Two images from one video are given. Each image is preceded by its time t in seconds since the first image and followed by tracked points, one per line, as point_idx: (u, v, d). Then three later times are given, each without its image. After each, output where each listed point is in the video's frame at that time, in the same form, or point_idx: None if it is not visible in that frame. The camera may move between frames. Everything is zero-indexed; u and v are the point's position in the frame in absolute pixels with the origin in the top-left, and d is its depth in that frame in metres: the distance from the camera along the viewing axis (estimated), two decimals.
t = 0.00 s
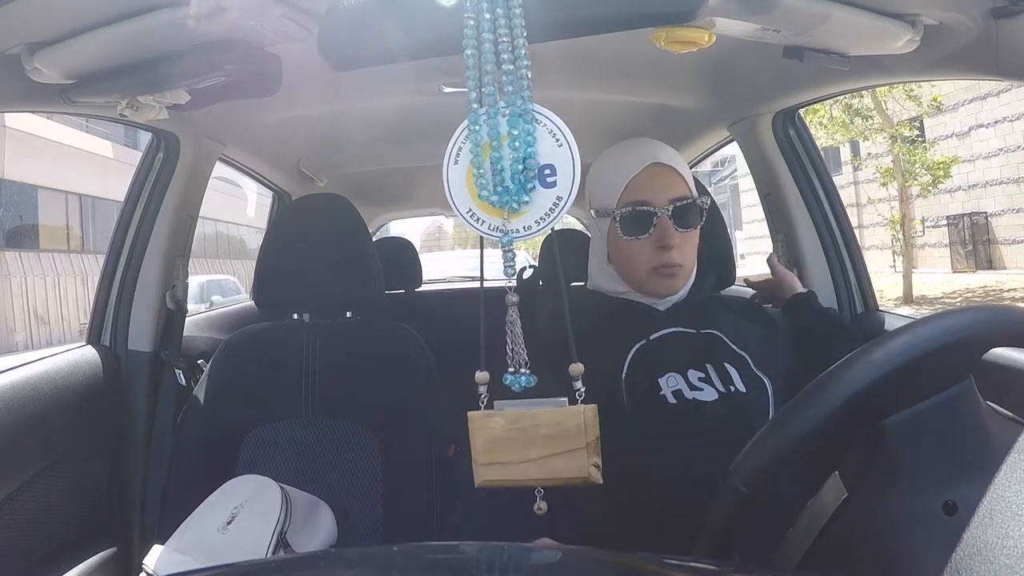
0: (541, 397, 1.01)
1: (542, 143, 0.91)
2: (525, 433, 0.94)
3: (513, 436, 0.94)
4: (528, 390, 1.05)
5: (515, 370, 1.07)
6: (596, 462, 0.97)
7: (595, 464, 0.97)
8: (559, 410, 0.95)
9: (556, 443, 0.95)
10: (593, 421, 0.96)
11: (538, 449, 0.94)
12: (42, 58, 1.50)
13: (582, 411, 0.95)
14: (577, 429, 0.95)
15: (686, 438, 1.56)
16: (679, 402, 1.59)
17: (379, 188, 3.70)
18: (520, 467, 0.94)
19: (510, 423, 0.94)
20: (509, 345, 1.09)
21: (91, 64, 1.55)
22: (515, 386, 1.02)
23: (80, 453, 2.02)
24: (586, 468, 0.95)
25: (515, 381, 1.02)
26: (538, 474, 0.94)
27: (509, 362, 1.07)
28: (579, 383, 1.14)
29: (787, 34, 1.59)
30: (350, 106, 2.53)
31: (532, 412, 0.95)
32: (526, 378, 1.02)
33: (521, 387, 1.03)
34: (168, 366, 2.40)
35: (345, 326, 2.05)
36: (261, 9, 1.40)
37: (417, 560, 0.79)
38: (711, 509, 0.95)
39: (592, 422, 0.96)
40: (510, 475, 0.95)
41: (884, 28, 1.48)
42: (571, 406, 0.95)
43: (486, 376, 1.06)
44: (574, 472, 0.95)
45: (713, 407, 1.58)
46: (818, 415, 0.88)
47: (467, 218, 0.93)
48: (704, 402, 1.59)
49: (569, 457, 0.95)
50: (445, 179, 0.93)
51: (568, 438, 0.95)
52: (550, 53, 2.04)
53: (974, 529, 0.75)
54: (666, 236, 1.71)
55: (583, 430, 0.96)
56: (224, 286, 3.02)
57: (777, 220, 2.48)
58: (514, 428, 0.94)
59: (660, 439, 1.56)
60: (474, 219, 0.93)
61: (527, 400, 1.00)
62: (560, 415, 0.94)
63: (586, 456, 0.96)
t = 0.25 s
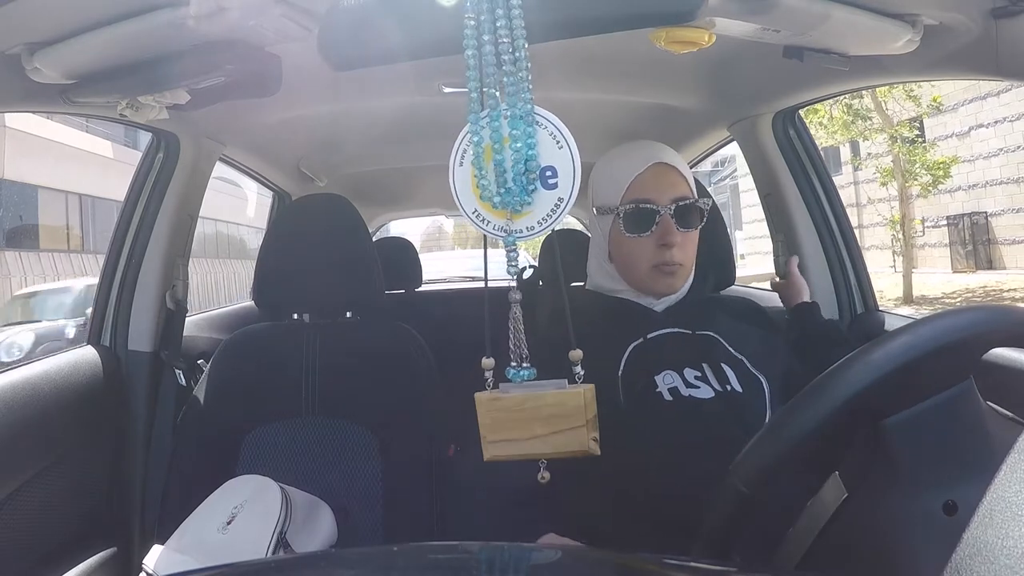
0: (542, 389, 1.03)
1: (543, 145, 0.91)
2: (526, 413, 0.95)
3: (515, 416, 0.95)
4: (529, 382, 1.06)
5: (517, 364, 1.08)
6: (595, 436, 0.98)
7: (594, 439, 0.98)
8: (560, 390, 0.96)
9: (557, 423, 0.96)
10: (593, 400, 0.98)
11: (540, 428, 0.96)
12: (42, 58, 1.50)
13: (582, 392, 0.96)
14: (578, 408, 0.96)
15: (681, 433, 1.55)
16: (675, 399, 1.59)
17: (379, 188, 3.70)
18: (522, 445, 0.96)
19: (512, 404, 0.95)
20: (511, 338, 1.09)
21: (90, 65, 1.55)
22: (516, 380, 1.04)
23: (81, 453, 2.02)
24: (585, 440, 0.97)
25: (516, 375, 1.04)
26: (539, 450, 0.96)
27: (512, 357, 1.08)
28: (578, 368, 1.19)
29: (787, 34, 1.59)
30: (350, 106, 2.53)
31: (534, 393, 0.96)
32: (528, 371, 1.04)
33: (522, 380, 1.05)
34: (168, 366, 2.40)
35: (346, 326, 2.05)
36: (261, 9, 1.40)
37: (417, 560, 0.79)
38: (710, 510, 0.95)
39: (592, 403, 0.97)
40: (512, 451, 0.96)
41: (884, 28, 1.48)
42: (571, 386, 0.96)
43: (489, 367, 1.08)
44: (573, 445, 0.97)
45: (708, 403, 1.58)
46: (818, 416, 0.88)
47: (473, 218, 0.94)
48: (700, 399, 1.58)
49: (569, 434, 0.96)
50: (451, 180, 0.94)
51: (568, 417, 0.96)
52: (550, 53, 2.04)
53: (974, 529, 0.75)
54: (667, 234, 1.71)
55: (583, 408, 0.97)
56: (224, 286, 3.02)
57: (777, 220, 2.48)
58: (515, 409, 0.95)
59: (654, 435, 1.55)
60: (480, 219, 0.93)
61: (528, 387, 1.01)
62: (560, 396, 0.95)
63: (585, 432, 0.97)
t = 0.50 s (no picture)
0: (535, 404, 1.01)
1: (542, 142, 0.92)
2: (529, 439, 0.95)
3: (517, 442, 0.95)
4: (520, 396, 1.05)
5: (508, 375, 1.06)
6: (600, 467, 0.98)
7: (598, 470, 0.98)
8: (562, 414, 0.96)
9: (560, 448, 0.96)
10: (597, 424, 0.98)
11: (543, 455, 0.95)
12: (42, 58, 1.50)
13: (588, 416, 0.97)
14: (581, 432, 0.97)
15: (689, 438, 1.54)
16: (684, 405, 1.60)
17: (379, 188, 3.70)
18: (522, 476, 0.95)
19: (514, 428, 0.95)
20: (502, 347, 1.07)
21: (91, 64, 1.55)
22: (507, 393, 1.02)
23: (80, 453, 2.02)
24: (591, 472, 0.97)
25: (508, 387, 1.02)
26: (541, 483, 0.95)
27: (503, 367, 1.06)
28: (579, 385, 1.15)
29: (787, 34, 1.59)
30: (350, 106, 2.53)
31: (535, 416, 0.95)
32: (520, 385, 1.02)
33: (513, 394, 1.03)
34: (168, 366, 2.39)
35: (346, 325, 2.05)
36: (261, 9, 1.40)
37: (418, 560, 0.79)
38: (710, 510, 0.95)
39: (595, 426, 0.98)
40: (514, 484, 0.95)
41: (884, 28, 1.48)
42: (574, 410, 0.97)
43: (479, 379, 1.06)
44: (579, 477, 0.96)
45: (717, 412, 1.58)
46: (818, 416, 0.87)
47: (465, 217, 0.93)
48: (709, 408, 1.59)
49: (574, 462, 0.96)
50: (442, 176, 0.93)
51: (572, 443, 0.96)
52: (550, 52, 2.04)
53: (973, 529, 0.77)
54: (669, 241, 1.71)
55: (588, 434, 0.97)
56: (224, 286, 3.02)
57: (777, 220, 2.48)
58: (517, 435, 0.95)
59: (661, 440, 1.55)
60: (473, 218, 0.92)
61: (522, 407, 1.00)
62: (564, 419, 0.96)
63: (590, 462, 0.97)
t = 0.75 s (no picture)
0: (535, 405, 1.01)
1: (539, 137, 0.91)
2: (521, 449, 0.94)
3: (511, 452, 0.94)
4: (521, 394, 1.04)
5: (509, 373, 1.06)
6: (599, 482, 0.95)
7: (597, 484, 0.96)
8: (558, 424, 0.95)
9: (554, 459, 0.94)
10: (595, 435, 0.95)
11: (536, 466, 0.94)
12: (42, 59, 1.50)
13: (583, 425, 0.94)
14: (577, 442, 0.94)
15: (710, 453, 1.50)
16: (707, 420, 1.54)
17: (379, 188, 3.70)
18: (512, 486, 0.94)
19: (507, 436, 0.94)
20: (501, 346, 1.07)
21: (91, 64, 1.55)
22: (508, 392, 1.02)
23: (80, 454, 2.02)
24: (587, 487, 0.94)
25: (508, 387, 1.02)
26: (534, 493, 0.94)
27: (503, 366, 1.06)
28: (579, 392, 1.12)
29: (787, 34, 1.59)
30: (350, 106, 2.53)
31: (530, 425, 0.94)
32: (521, 384, 1.02)
33: (514, 393, 1.03)
34: (168, 366, 2.39)
35: (345, 325, 2.05)
36: (260, 10, 1.40)
37: (417, 560, 0.79)
38: (711, 510, 0.95)
39: (594, 437, 0.95)
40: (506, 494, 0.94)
41: (884, 28, 1.48)
42: (570, 421, 0.95)
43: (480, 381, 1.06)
44: (574, 491, 0.94)
45: (739, 428, 1.53)
46: (818, 416, 0.87)
47: (460, 214, 0.93)
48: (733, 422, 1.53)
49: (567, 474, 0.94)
50: (439, 174, 0.93)
51: (567, 454, 0.94)
52: (550, 52, 2.04)
53: (974, 529, 0.77)
54: (695, 250, 1.73)
55: (584, 448, 0.95)
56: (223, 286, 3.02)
57: (777, 220, 2.47)
58: (510, 445, 0.94)
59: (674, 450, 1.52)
60: (468, 214, 0.93)
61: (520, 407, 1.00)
62: (557, 428, 0.94)
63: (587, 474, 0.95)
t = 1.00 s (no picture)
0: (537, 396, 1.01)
1: (541, 145, 0.91)
2: (526, 426, 0.95)
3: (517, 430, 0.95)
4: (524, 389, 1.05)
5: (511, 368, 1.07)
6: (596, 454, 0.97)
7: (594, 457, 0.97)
8: (559, 405, 0.95)
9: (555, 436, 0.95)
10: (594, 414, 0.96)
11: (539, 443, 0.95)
12: (42, 58, 1.50)
13: (582, 407, 0.95)
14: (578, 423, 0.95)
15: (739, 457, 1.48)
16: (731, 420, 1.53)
17: (379, 188, 3.70)
18: (516, 457, 0.96)
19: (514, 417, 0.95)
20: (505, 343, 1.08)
21: (91, 64, 1.55)
22: (509, 386, 1.03)
23: (80, 454, 2.02)
24: (584, 459, 0.96)
25: (510, 381, 1.02)
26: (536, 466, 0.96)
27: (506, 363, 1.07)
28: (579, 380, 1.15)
29: (787, 34, 1.59)
30: (350, 106, 2.53)
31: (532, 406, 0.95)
32: (520, 378, 1.02)
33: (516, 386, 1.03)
34: (168, 366, 2.39)
35: (345, 325, 2.05)
36: (261, 10, 1.40)
37: (417, 560, 0.79)
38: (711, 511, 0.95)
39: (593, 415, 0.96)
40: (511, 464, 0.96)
41: (884, 28, 1.48)
42: (567, 400, 0.95)
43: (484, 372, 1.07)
44: (572, 464, 0.96)
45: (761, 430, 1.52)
46: (818, 416, 0.86)
47: (467, 218, 0.93)
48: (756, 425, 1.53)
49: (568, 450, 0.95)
50: (444, 180, 0.93)
51: (567, 430, 0.95)
52: (550, 52, 2.04)
53: (974, 529, 0.77)
54: (682, 241, 1.73)
55: (581, 423, 0.96)
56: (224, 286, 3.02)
57: (777, 220, 2.47)
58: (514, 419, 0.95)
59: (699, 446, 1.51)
60: (474, 219, 0.93)
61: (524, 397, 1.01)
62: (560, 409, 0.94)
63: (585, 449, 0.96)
